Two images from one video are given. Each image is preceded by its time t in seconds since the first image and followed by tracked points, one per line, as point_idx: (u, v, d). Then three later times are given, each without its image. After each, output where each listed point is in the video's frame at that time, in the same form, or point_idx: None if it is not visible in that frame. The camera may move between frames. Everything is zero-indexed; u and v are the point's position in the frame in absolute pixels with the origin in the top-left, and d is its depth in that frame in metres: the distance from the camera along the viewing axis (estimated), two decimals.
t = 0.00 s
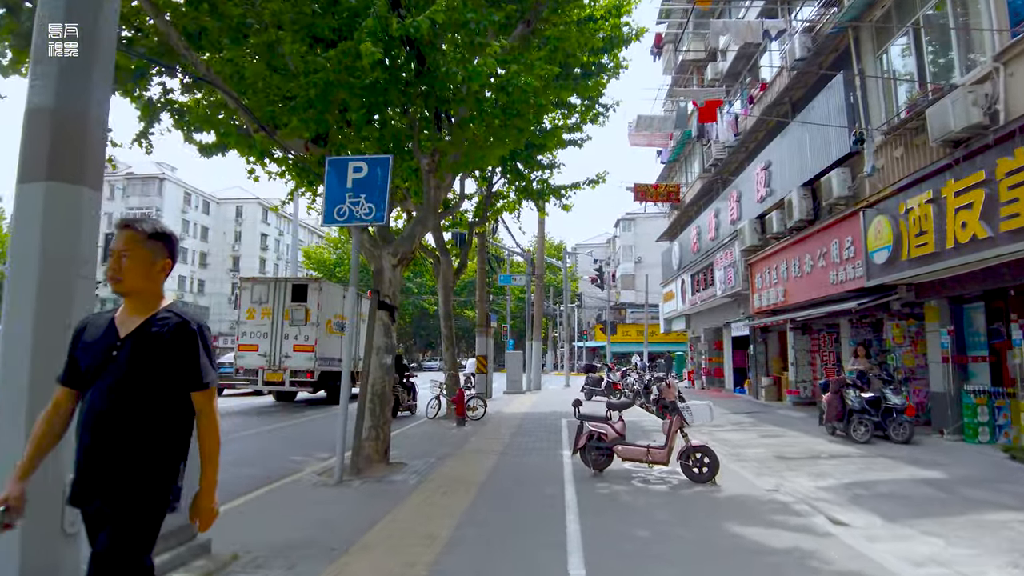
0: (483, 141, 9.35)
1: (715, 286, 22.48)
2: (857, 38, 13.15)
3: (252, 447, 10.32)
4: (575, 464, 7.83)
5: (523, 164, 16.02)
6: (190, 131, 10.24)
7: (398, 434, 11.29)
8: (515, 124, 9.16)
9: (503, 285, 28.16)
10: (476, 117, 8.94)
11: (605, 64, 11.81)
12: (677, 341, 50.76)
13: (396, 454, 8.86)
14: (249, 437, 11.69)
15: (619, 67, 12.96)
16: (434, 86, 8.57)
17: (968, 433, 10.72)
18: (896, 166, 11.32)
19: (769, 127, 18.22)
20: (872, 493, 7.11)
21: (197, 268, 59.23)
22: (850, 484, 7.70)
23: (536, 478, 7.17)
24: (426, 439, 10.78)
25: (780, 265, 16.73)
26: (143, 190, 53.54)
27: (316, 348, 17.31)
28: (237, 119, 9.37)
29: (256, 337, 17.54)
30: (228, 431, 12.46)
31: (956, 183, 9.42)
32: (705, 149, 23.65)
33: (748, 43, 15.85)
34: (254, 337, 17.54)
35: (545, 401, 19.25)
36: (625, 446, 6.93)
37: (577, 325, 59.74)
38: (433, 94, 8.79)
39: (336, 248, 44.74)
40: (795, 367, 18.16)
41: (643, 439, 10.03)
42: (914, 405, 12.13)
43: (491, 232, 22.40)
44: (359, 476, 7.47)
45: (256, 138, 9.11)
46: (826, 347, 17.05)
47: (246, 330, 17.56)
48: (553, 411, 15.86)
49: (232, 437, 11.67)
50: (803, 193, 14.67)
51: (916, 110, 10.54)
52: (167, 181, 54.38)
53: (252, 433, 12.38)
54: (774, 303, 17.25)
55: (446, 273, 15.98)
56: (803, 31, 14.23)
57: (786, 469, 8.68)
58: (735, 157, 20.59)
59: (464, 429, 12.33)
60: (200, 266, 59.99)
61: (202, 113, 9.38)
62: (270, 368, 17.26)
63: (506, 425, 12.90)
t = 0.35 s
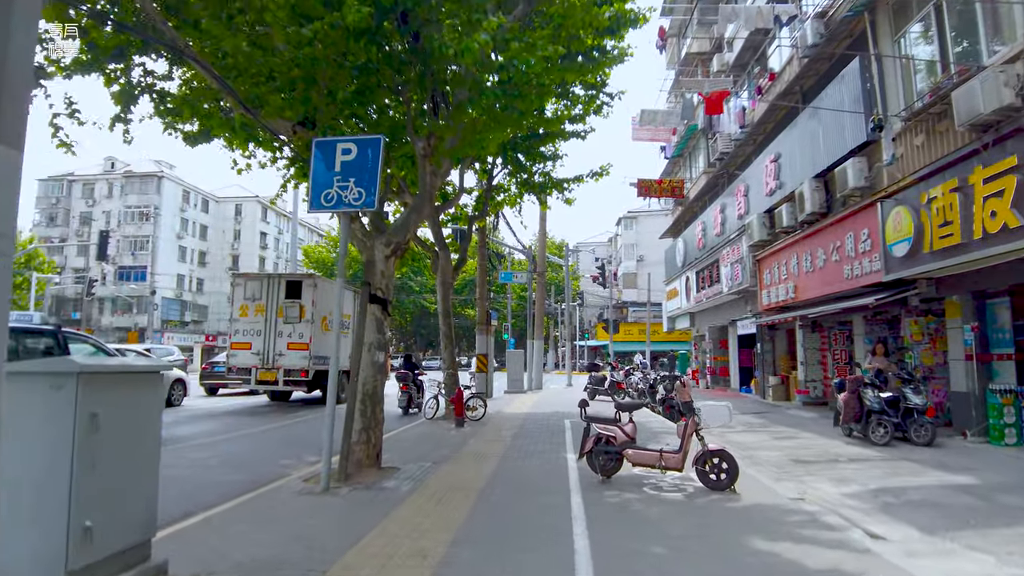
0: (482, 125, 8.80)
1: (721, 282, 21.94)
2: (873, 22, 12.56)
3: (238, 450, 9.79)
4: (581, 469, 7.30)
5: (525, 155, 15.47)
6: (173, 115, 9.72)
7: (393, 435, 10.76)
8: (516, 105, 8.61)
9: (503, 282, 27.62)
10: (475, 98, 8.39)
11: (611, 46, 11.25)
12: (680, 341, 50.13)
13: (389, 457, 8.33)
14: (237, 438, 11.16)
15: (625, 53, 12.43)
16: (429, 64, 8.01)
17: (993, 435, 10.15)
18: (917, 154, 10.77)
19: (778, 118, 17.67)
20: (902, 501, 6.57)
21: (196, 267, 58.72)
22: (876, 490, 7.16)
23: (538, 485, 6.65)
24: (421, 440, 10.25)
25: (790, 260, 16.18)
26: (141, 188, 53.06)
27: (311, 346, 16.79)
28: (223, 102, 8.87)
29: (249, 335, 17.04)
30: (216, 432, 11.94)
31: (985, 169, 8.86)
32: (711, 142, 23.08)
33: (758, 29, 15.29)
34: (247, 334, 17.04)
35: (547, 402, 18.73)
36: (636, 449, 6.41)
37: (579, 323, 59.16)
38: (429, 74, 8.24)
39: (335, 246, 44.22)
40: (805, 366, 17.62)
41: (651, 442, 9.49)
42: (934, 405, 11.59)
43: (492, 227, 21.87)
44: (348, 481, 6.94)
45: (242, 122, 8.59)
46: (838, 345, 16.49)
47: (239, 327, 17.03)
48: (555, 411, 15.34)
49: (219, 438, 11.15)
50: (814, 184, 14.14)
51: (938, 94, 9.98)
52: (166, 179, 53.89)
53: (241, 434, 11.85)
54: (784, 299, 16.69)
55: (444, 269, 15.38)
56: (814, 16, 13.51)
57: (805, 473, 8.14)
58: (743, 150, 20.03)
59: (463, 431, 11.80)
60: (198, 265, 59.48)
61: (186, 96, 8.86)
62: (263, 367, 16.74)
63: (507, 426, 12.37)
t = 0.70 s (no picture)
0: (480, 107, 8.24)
1: (726, 279, 21.34)
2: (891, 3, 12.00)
3: (222, 454, 9.23)
4: (588, 477, 6.73)
5: (526, 145, 14.87)
6: (153, 100, 9.17)
7: (387, 439, 10.18)
8: (517, 86, 8.04)
9: (503, 279, 27.04)
10: (473, 77, 7.82)
11: (616, 29, 10.68)
12: (682, 338, 49.54)
13: (380, 464, 7.75)
14: (222, 441, 10.60)
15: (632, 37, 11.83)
16: (423, 39, 7.45)
17: None
18: (941, 140, 10.20)
19: (788, 108, 17.09)
20: (941, 514, 6.00)
21: (193, 264, 58.09)
22: (910, 501, 6.59)
23: (542, 495, 6.08)
24: (416, 444, 9.67)
25: (800, 255, 15.61)
26: (138, 184, 52.50)
27: (304, 344, 16.23)
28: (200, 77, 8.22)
29: (239, 332, 16.48)
30: (202, 434, 11.39)
31: (1019, 154, 8.28)
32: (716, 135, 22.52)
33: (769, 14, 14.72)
34: (238, 332, 16.49)
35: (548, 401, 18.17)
36: (648, 457, 5.81)
37: (580, 322, 58.56)
38: (424, 49, 7.67)
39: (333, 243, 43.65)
40: (815, 365, 17.04)
41: (661, 446, 8.91)
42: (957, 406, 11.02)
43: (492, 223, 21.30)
44: (333, 491, 6.37)
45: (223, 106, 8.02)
46: (851, 343, 15.91)
47: (229, 325, 16.46)
48: (557, 411, 14.77)
49: (204, 441, 10.59)
50: (828, 175, 13.55)
51: (965, 76, 9.42)
52: (162, 175, 53.29)
53: (228, 436, 11.30)
54: (794, 296, 16.10)
55: (441, 265, 14.76)
56: None
57: (829, 481, 7.57)
58: (750, 142, 19.47)
59: (461, 433, 11.23)
60: (195, 262, 58.87)
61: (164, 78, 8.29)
62: (255, 365, 16.17)
63: (507, 428, 11.81)
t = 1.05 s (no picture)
0: (480, 89, 7.69)
1: (734, 276, 20.78)
2: None
3: (205, 461, 8.70)
4: (596, 489, 6.20)
5: (528, 137, 14.31)
6: (132, 86, 8.64)
7: (381, 444, 9.65)
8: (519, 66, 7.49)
9: (505, 278, 26.50)
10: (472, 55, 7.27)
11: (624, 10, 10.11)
12: (686, 337, 48.96)
13: (371, 473, 7.21)
14: (209, 446, 10.08)
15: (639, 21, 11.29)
16: (417, 13, 6.90)
17: None
18: (967, 129, 9.64)
19: (799, 99, 16.51)
20: (986, 531, 5.46)
21: (192, 263, 57.61)
22: (947, 515, 6.05)
23: (546, 511, 5.55)
24: (411, 450, 9.13)
25: (813, 251, 15.06)
26: (136, 183, 52.04)
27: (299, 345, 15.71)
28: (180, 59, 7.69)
29: (232, 331, 15.97)
30: (188, 438, 10.87)
31: None
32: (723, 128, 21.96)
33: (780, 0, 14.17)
34: (231, 331, 15.99)
35: (551, 402, 17.61)
36: (662, 470, 5.28)
37: (582, 321, 58.00)
38: (418, 25, 7.13)
39: (333, 241, 43.16)
40: (827, 365, 16.49)
41: (672, 454, 8.35)
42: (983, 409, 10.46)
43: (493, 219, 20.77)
44: (318, 506, 5.83)
45: (203, 89, 7.51)
46: (866, 343, 15.35)
47: (221, 324, 15.94)
48: (560, 414, 14.23)
49: (190, 446, 10.08)
50: (844, 168, 12.99)
51: (995, 59, 8.86)
52: (161, 173, 52.81)
53: (215, 441, 10.78)
54: (805, 294, 15.53)
55: (440, 261, 14.19)
56: None
57: (855, 492, 7.02)
58: (759, 135, 18.92)
59: (460, 437, 10.70)
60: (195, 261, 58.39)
61: (142, 60, 7.77)
62: (248, 366, 15.65)
63: (508, 431, 11.26)
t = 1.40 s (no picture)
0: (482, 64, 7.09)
1: (745, 273, 20.16)
2: None
3: (188, 465, 8.15)
4: (610, 501, 5.62)
5: (532, 127, 13.73)
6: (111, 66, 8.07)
7: (376, 449, 9.06)
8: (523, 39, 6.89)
9: (509, 275, 25.93)
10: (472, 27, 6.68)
11: None
12: (692, 337, 48.29)
13: (362, 481, 6.63)
14: (196, 449, 9.54)
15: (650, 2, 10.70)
16: None
17: None
18: (1001, 111, 9.03)
19: (815, 88, 15.90)
20: None
21: (194, 262, 57.16)
22: (1000, 529, 5.45)
23: (554, 525, 4.97)
24: (408, 454, 8.54)
25: (830, 245, 14.44)
26: (138, 181, 51.59)
27: (294, 343, 15.14)
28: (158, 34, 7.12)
29: (226, 329, 15.43)
30: (176, 441, 10.33)
31: None
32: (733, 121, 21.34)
33: None
34: (225, 329, 15.44)
35: (557, 403, 17.03)
36: (686, 480, 4.70)
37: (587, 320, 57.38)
38: None
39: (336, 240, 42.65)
40: (844, 364, 15.87)
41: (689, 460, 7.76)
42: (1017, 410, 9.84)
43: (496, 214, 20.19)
44: (300, 519, 5.25)
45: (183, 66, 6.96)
46: (885, 341, 14.89)
47: (215, 322, 15.39)
48: (566, 414, 13.64)
49: (175, 449, 9.54)
50: (864, 157, 12.39)
51: None
52: (162, 172, 52.33)
53: (203, 443, 10.23)
54: (821, 290, 14.90)
55: (440, 256, 13.60)
56: None
57: (892, 502, 6.42)
58: (771, 126, 18.30)
59: (461, 440, 10.13)
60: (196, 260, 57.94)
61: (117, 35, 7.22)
62: (242, 365, 15.11)
63: (512, 434, 10.68)
